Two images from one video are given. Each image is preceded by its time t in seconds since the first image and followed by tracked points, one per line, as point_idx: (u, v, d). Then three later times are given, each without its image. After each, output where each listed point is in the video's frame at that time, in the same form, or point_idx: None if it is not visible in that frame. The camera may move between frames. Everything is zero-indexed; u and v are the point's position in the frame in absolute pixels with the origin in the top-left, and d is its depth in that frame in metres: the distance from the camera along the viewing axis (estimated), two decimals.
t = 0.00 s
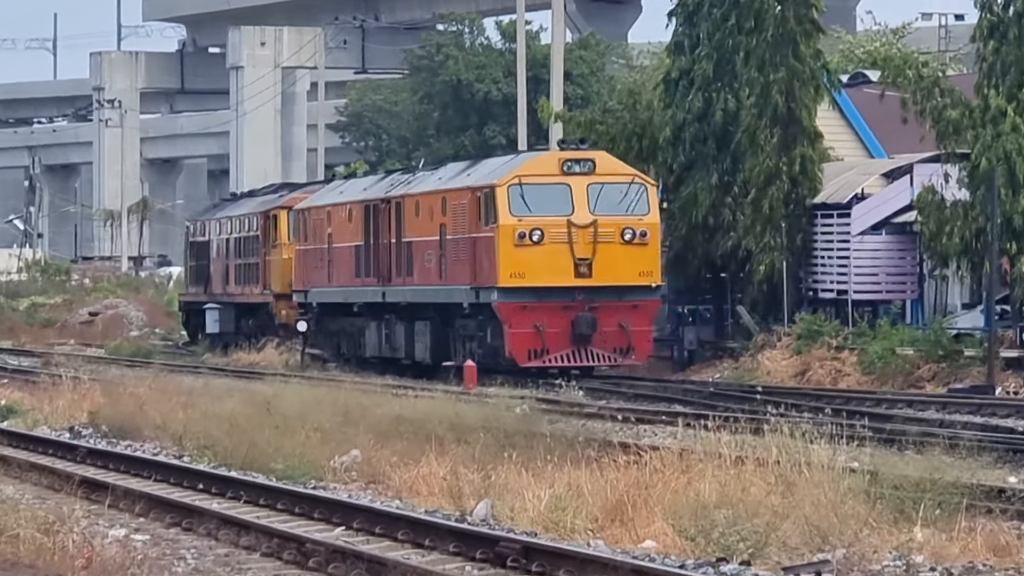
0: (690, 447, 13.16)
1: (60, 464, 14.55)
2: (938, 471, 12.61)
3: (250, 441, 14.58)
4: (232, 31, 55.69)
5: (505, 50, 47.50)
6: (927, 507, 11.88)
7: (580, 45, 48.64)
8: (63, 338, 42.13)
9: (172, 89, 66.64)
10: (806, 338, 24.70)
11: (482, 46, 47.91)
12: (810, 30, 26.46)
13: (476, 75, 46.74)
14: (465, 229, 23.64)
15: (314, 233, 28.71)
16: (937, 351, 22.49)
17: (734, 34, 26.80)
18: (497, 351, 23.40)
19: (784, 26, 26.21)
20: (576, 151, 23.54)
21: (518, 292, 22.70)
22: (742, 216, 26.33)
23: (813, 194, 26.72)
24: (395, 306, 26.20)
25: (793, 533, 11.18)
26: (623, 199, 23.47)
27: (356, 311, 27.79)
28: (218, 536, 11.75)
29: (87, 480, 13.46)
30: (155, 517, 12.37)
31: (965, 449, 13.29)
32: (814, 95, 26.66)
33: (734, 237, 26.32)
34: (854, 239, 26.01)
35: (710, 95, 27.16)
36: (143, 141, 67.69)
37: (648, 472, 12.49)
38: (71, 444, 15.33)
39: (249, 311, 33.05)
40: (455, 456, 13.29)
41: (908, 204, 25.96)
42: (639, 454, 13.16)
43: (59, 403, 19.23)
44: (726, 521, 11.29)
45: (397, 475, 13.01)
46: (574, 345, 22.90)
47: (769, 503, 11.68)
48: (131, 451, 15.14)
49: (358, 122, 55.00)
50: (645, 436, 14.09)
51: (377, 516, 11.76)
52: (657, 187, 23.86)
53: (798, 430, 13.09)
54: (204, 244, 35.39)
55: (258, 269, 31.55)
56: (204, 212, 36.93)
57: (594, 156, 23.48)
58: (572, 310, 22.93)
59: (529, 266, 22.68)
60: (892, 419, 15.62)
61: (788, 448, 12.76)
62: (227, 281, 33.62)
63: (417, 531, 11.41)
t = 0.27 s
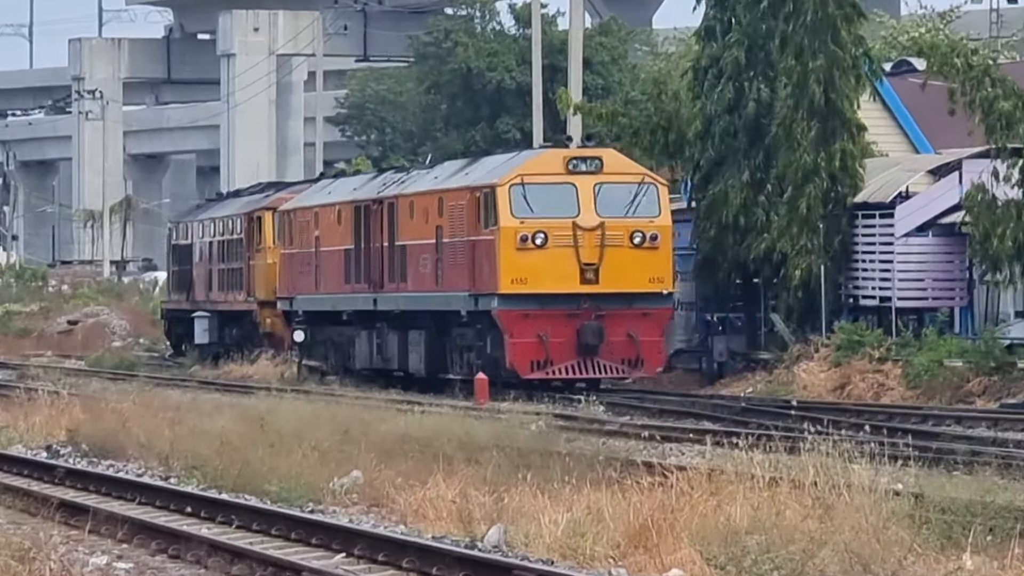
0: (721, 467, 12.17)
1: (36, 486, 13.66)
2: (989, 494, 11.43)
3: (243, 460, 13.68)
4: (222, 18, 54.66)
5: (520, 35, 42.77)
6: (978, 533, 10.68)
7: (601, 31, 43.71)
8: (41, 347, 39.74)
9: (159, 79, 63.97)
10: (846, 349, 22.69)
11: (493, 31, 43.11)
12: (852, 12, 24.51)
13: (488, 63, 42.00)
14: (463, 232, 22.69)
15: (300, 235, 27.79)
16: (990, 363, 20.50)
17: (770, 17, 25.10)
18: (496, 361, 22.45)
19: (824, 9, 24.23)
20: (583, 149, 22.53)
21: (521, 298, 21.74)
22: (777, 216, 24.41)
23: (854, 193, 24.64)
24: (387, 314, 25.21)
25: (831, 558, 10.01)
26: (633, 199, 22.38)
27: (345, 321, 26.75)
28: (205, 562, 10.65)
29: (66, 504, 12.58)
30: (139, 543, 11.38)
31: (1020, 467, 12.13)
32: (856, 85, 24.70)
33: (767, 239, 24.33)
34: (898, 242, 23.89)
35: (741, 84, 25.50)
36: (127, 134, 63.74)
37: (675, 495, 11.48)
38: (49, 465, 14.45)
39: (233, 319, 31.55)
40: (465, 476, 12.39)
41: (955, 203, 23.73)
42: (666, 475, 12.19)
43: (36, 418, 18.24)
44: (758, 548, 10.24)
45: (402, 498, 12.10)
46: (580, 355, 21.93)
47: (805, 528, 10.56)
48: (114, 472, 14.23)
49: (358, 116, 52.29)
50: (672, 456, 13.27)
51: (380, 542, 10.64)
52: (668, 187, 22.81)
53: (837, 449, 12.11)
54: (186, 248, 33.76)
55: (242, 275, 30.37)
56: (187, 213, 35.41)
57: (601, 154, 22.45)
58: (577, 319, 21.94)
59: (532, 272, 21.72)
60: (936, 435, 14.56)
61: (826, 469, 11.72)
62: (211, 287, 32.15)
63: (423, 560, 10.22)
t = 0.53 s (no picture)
0: (739, 473, 11.88)
1: (36, 493, 13.39)
2: (1016, 501, 11.08)
3: (247, 466, 13.39)
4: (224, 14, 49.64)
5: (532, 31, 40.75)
6: (1003, 540, 10.33)
7: (614, 26, 41.99)
8: (40, 351, 39.47)
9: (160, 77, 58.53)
10: (867, 352, 21.77)
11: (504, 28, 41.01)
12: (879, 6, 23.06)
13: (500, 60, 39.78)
14: (461, 234, 22.43)
15: (295, 237, 27.50)
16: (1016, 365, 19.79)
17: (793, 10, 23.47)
18: (494, 364, 22.18)
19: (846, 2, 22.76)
20: (583, 150, 22.27)
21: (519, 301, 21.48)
22: (798, 218, 22.97)
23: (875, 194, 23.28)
24: (384, 317, 24.95)
25: (853, 568, 9.62)
26: (633, 201, 22.14)
27: (340, 323, 26.48)
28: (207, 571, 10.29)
29: (66, 512, 12.30)
30: (141, 551, 11.06)
31: None
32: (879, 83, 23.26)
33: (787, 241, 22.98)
34: (920, 243, 22.61)
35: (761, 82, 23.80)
36: (128, 134, 63.27)
37: (691, 500, 11.18)
38: (49, 472, 14.17)
39: (228, 322, 31.09)
40: (476, 483, 12.10)
41: (979, 202, 22.46)
42: (683, 481, 11.90)
43: (35, 424, 17.92)
44: (778, 555, 9.90)
45: (410, 505, 11.80)
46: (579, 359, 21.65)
47: (825, 536, 10.22)
48: (116, 478, 13.94)
49: (369, 113, 51.83)
50: (689, 461, 13.10)
51: (389, 550, 10.31)
52: (669, 189, 22.56)
53: (858, 455, 11.80)
54: (184, 249, 33.42)
55: (237, 277, 30.07)
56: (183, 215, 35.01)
57: (602, 156, 22.20)
58: (577, 322, 21.67)
59: (531, 274, 21.45)
60: (962, 440, 14.21)
61: (847, 475, 11.40)
62: (207, 288, 31.87)
63: (433, 568, 9.88)
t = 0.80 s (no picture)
0: (757, 479, 11.63)
1: (37, 499, 13.16)
2: None
3: (253, 473, 13.15)
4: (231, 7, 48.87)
5: (545, 26, 40.35)
6: None
7: (630, 21, 41.18)
8: (42, 354, 39.22)
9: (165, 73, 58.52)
10: (888, 355, 20.88)
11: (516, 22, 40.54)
12: None
13: (512, 55, 39.26)
14: (459, 235, 22.22)
15: (291, 238, 27.30)
16: None
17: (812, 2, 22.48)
18: (492, 366, 21.97)
19: None
20: (581, 150, 22.11)
21: (518, 302, 21.26)
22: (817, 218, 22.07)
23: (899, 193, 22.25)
24: (381, 319, 24.74)
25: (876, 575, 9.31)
26: (632, 202, 22.02)
27: (337, 325, 26.26)
28: None
29: (67, 518, 12.06)
30: (144, 558, 10.79)
31: None
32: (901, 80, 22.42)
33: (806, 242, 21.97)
34: (943, 243, 21.61)
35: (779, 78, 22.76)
36: (131, 132, 62.85)
37: (708, 507, 10.92)
38: (51, 478, 13.94)
39: (226, 324, 30.76)
40: (487, 490, 11.86)
41: (1004, 202, 21.32)
42: (699, 487, 11.66)
43: (35, 429, 17.66)
44: (798, 563, 9.62)
45: (421, 512, 11.57)
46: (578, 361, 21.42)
47: (846, 543, 9.93)
48: (119, 484, 13.70)
49: (377, 109, 51.30)
50: (705, 467, 12.93)
51: (397, 557, 10.01)
52: (669, 189, 22.40)
53: (879, 461, 11.54)
54: (183, 251, 33.13)
55: (234, 279, 29.82)
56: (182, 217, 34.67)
57: (601, 156, 22.04)
58: (576, 324, 21.45)
59: (531, 275, 21.23)
60: (984, 446, 13.93)
61: (868, 481, 11.13)
62: (204, 290, 31.57)
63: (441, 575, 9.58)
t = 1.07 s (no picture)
0: (770, 483, 11.46)
1: (36, 502, 12.98)
2: None
3: (256, 475, 12.97)
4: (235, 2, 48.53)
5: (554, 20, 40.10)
6: None
7: (640, 15, 40.90)
8: (42, 355, 39.03)
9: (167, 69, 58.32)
10: (902, 355, 20.66)
11: (524, 16, 40.28)
12: None
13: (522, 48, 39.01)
14: (452, 233, 22.07)
15: (284, 238, 27.13)
16: None
17: None
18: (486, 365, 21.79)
19: None
20: (575, 149, 21.95)
21: (511, 302, 21.12)
22: (831, 215, 21.87)
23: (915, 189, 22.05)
24: (374, 319, 24.57)
25: None
26: (626, 201, 21.84)
27: (329, 325, 26.07)
28: None
29: (66, 522, 11.87)
30: (145, 563, 10.59)
31: None
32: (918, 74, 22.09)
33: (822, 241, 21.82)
34: (959, 242, 21.38)
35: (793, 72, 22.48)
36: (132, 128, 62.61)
37: (720, 510, 10.74)
38: (51, 480, 13.75)
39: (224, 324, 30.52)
40: (496, 492, 11.69)
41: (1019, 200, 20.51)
42: (711, 490, 11.49)
43: (36, 430, 17.48)
44: (812, 567, 9.42)
45: (427, 515, 11.39)
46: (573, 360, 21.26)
47: (860, 547, 9.72)
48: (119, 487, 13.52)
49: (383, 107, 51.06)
50: (717, 470, 12.79)
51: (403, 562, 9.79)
52: (664, 188, 22.22)
53: (893, 464, 11.35)
54: (181, 250, 32.90)
55: (229, 278, 29.61)
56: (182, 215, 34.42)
57: (595, 154, 21.87)
58: (570, 323, 21.31)
59: (524, 274, 21.08)
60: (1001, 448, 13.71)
61: (883, 484, 10.93)
62: (201, 290, 31.34)
63: None
